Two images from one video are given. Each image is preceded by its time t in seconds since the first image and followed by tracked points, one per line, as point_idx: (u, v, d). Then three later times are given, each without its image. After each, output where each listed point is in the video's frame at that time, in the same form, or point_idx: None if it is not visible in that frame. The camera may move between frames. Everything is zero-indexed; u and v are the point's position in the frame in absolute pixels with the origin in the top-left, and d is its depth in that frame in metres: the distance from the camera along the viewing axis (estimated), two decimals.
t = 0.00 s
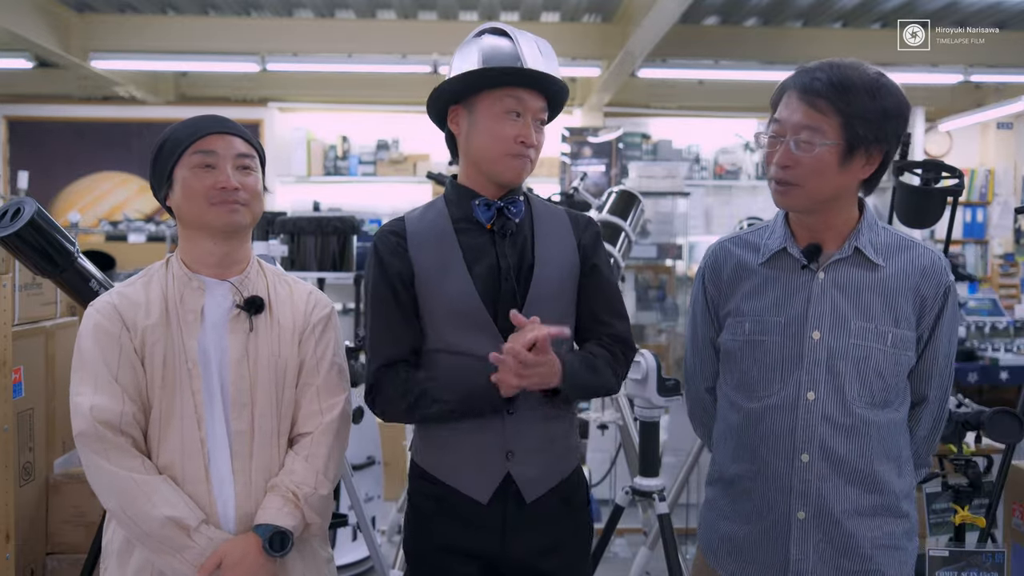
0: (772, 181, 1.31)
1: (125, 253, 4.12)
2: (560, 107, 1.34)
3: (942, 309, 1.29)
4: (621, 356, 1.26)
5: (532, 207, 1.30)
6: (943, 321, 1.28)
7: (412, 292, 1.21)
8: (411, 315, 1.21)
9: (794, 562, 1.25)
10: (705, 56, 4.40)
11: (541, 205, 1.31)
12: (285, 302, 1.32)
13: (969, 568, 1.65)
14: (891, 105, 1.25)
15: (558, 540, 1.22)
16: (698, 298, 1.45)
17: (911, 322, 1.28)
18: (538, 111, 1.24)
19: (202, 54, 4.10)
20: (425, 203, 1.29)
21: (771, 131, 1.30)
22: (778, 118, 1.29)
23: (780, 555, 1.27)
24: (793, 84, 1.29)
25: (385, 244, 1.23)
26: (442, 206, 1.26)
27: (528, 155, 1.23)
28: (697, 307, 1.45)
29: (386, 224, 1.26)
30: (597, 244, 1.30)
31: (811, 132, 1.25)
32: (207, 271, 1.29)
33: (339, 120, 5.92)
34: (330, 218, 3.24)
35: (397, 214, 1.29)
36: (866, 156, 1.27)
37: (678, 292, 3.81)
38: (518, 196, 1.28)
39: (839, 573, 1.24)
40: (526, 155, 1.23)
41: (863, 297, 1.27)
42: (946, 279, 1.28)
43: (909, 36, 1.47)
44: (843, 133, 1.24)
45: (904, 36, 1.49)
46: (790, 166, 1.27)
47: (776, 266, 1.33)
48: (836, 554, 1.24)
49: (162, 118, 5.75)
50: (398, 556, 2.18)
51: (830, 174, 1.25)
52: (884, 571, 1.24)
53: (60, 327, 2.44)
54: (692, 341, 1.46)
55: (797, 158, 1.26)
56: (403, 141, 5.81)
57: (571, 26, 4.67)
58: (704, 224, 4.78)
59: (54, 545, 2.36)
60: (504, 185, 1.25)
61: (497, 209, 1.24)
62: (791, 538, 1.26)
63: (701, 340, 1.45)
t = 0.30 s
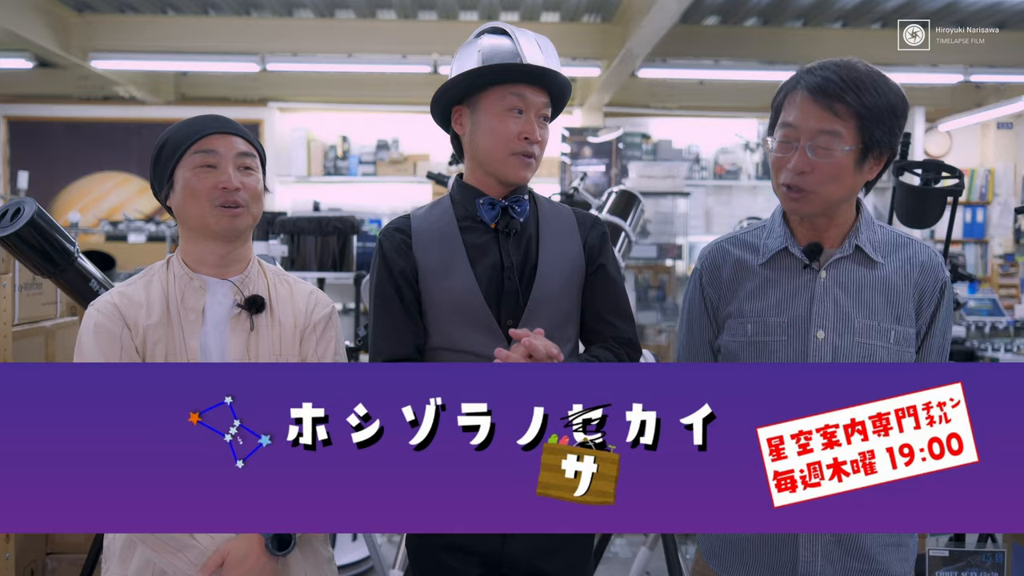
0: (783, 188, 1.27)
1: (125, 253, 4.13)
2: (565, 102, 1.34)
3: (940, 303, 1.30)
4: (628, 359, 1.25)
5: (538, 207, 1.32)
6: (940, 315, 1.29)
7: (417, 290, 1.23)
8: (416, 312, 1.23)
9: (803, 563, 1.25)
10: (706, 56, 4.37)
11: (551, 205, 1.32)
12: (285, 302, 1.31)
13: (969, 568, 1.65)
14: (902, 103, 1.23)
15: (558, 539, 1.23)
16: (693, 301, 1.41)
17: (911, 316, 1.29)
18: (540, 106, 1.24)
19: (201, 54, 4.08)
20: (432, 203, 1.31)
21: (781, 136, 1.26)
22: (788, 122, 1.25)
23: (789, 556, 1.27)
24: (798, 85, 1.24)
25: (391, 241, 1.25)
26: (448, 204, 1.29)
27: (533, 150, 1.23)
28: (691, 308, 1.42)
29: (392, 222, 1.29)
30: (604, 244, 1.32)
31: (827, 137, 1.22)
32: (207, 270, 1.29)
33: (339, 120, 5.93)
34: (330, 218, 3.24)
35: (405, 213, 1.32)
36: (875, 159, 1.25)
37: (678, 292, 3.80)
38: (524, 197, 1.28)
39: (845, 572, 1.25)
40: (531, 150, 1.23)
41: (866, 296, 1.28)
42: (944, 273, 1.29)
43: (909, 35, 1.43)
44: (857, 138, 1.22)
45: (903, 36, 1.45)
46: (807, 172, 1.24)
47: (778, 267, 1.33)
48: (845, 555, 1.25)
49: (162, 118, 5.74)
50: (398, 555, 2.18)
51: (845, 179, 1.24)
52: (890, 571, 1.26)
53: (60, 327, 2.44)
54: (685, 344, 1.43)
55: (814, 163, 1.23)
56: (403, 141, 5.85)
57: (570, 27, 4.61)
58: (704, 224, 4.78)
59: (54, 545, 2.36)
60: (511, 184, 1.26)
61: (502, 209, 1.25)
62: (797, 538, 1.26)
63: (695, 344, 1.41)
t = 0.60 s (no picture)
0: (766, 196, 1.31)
1: (125, 253, 4.13)
2: (584, 109, 1.33)
3: (949, 316, 1.29)
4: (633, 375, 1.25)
5: (554, 209, 1.31)
6: (948, 328, 1.28)
7: (425, 283, 1.25)
8: (421, 306, 1.25)
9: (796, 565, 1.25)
10: (707, 56, 4.35)
11: (565, 211, 1.31)
12: (285, 301, 1.31)
13: (969, 568, 1.64)
14: (892, 121, 1.21)
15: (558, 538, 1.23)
16: (701, 297, 1.43)
17: (917, 329, 1.29)
18: (548, 110, 1.23)
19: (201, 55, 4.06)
20: (447, 198, 1.32)
21: (770, 143, 1.30)
22: (776, 131, 1.28)
23: (783, 559, 1.28)
24: (791, 98, 1.26)
25: (403, 233, 1.26)
26: (464, 201, 1.30)
27: (537, 156, 1.23)
28: (700, 303, 1.44)
29: (405, 214, 1.30)
30: (619, 253, 1.29)
31: (801, 151, 1.24)
32: (205, 268, 1.29)
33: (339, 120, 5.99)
34: (330, 218, 3.23)
35: (420, 206, 1.32)
36: (859, 175, 1.24)
37: (678, 292, 3.79)
38: (542, 198, 1.28)
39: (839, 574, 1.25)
40: (536, 156, 1.23)
41: (870, 306, 1.28)
42: (955, 288, 1.28)
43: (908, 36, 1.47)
44: (832, 153, 1.23)
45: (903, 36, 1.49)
46: (780, 181, 1.28)
47: (783, 269, 1.33)
48: (839, 557, 1.25)
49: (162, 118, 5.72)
50: (398, 555, 2.18)
51: (816, 193, 1.26)
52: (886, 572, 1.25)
53: (60, 327, 2.44)
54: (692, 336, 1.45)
55: (786, 174, 1.26)
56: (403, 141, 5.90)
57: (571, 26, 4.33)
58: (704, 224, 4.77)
59: (54, 546, 2.37)
60: (519, 188, 1.26)
61: (515, 210, 1.25)
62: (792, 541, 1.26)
63: (703, 338, 1.43)
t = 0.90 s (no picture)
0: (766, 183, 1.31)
1: (125, 253, 4.13)
2: (592, 105, 1.33)
3: (946, 313, 1.28)
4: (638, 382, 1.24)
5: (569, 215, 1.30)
6: (946, 325, 1.27)
7: (434, 278, 1.25)
8: (427, 302, 1.25)
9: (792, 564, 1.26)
10: (707, 56, 4.35)
11: (579, 215, 1.31)
12: (285, 302, 1.31)
13: (969, 568, 1.65)
14: (890, 112, 1.23)
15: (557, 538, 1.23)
16: (700, 298, 1.44)
17: (912, 325, 1.28)
18: (524, 112, 1.23)
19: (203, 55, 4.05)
20: (465, 198, 1.34)
21: (770, 132, 1.29)
22: (778, 118, 1.27)
23: (779, 557, 1.28)
24: (791, 86, 1.27)
25: (414, 230, 1.28)
26: (475, 203, 1.31)
27: (516, 158, 1.24)
28: (698, 305, 1.44)
29: (424, 211, 1.32)
30: (630, 260, 1.27)
31: (806, 135, 1.24)
32: (205, 270, 1.29)
33: (338, 120, 6.02)
34: (330, 218, 3.23)
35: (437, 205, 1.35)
36: (862, 161, 1.25)
37: (677, 292, 3.79)
38: (548, 200, 1.28)
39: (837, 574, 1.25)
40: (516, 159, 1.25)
41: (864, 302, 1.28)
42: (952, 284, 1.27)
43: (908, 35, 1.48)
44: (839, 137, 1.23)
45: (903, 36, 1.50)
46: (784, 168, 1.27)
47: (778, 268, 1.34)
48: (834, 557, 1.25)
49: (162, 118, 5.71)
50: (398, 554, 2.18)
51: (824, 176, 1.26)
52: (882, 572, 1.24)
53: (60, 326, 2.44)
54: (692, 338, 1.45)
55: (791, 160, 1.26)
56: (403, 141, 5.89)
57: (571, 27, 4.29)
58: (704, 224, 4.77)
59: (54, 546, 2.37)
60: (513, 188, 1.28)
61: (523, 211, 1.26)
62: (790, 541, 1.26)
63: (703, 338, 1.43)
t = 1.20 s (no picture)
0: (788, 160, 1.26)
1: (125, 253, 4.12)
2: (593, 110, 1.32)
3: (937, 305, 1.30)
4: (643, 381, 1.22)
5: (577, 216, 1.29)
6: (936, 315, 1.29)
7: (441, 276, 1.26)
8: (435, 302, 1.25)
9: (795, 562, 1.25)
10: (707, 56, 4.35)
11: (587, 214, 1.29)
12: (286, 303, 1.31)
13: (969, 568, 1.65)
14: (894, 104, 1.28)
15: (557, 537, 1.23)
16: (691, 297, 1.42)
17: (906, 315, 1.29)
18: (498, 108, 1.23)
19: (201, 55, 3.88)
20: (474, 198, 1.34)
21: (791, 111, 1.26)
22: (800, 97, 1.25)
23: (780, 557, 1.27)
24: (808, 69, 1.27)
25: (423, 229, 1.29)
26: (485, 203, 1.31)
27: (495, 154, 1.23)
28: (689, 306, 1.43)
29: (435, 210, 1.33)
30: (638, 261, 1.26)
31: (839, 110, 1.23)
32: (207, 270, 1.29)
33: (340, 120, 5.89)
34: (330, 218, 3.24)
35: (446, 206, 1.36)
36: (875, 147, 1.27)
37: (677, 292, 3.79)
38: (555, 200, 1.27)
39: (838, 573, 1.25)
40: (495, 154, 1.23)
41: (862, 293, 1.28)
42: (939, 274, 1.29)
43: (909, 35, 1.40)
44: (864, 118, 1.24)
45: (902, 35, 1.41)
46: (815, 142, 1.23)
47: (773, 262, 1.33)
48: (836, 555, 1.25)
49: (162, 118, 5.71)
50: (398, 554, 2.18)
51: (850, 155, 1.24)
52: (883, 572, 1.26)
53: (60, 326, 2.44)
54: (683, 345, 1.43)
55: (823, 134, 1.23)
56: (403, 141, 5.88)
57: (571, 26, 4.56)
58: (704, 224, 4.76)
59: (54, 546, 2.37)
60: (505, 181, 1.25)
61: (530, 210, 1.26)
62: (792, 540, 1.26)
63: (693, 339, 1.42)
